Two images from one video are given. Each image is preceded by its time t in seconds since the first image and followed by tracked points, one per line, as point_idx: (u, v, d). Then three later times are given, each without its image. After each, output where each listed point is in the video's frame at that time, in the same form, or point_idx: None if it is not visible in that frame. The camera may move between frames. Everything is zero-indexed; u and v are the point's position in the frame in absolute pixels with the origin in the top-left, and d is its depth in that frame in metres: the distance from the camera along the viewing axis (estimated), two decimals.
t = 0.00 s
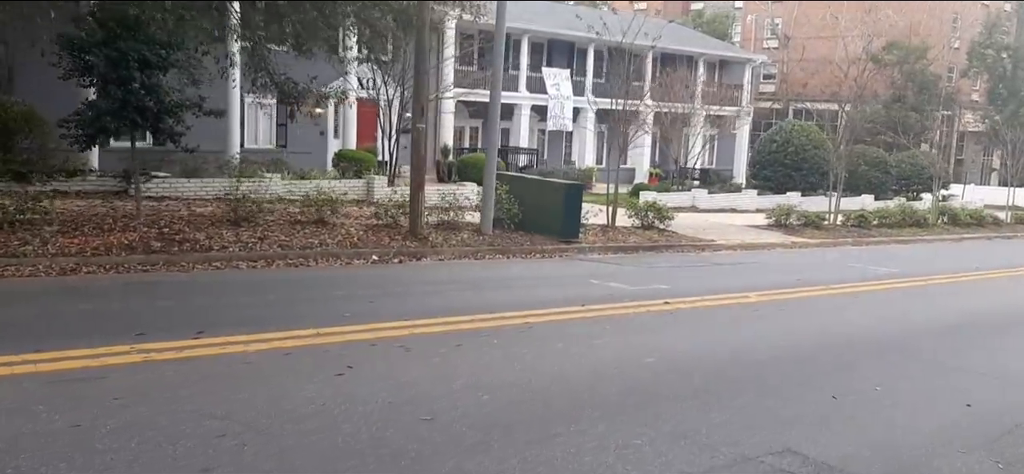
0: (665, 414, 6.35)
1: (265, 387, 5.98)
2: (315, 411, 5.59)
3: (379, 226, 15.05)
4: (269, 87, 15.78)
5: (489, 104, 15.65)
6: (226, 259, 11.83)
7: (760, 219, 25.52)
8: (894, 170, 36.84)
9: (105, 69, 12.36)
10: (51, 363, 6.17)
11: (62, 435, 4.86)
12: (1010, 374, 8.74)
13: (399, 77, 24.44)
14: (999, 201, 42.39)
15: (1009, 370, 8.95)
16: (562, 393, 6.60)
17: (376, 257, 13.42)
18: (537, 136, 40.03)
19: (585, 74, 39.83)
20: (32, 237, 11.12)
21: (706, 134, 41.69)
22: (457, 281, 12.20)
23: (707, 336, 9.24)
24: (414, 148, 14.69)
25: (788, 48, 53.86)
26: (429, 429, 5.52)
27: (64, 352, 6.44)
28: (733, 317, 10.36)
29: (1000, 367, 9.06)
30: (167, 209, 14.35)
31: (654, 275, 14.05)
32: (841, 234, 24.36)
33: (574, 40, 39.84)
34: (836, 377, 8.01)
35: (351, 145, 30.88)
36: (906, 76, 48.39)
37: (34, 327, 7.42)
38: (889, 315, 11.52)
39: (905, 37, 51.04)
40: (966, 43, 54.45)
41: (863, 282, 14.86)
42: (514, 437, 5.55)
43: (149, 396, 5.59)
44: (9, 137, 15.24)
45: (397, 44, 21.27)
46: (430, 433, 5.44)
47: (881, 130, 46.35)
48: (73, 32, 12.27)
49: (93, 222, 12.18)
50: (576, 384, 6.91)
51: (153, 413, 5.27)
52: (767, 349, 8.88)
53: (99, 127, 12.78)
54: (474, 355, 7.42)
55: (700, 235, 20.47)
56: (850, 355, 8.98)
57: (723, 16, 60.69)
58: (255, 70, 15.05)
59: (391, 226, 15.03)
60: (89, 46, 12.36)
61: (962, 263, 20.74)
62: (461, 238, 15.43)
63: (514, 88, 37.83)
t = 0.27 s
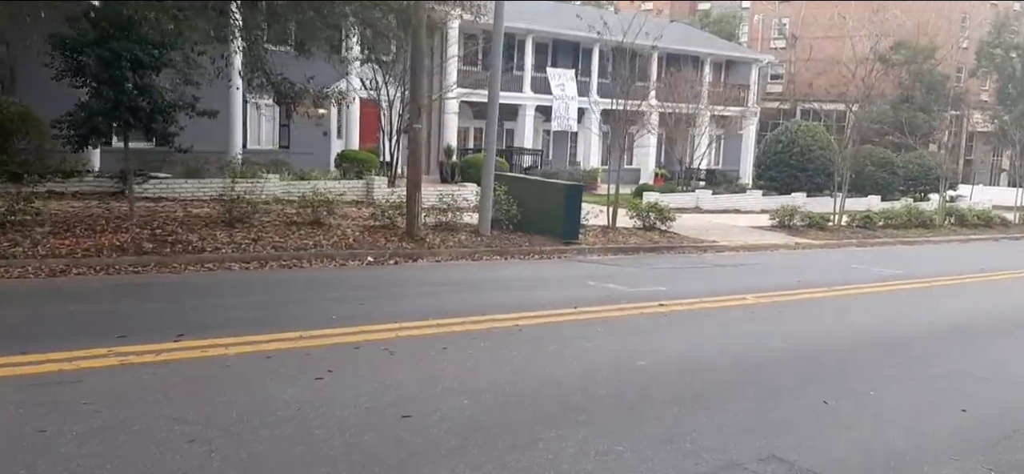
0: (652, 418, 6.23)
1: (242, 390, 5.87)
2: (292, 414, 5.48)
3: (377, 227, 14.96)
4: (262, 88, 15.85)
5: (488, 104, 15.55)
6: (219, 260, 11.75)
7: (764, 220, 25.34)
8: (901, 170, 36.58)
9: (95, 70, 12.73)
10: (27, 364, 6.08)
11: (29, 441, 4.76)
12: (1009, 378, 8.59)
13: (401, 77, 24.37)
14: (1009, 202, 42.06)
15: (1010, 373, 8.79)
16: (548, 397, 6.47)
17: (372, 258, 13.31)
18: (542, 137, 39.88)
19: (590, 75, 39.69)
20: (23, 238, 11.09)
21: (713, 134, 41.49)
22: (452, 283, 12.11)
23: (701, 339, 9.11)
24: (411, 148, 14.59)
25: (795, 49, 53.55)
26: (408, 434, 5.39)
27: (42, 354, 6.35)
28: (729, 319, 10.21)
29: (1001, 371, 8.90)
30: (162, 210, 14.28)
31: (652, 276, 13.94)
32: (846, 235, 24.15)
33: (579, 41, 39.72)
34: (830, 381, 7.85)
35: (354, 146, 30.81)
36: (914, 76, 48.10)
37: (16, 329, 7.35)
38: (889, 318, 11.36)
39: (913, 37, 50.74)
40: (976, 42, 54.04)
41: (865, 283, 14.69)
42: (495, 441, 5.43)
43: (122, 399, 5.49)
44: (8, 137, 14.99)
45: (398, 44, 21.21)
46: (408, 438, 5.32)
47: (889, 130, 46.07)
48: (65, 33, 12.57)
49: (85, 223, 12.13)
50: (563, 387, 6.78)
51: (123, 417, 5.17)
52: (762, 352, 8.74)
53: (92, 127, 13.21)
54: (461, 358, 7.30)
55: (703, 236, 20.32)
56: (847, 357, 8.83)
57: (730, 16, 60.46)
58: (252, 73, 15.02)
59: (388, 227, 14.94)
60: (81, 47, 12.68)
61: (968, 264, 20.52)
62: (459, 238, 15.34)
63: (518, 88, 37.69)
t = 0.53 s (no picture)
0: (629, 421, 6.15)
1: (212, 392, 5.82)
2: (259, 417, 5.43)
3: (371, 227, 14.89)
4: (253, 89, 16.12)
5: (483, 104, 15.48)
6: (208, 260, 11.69)
7: (765, 221, 25.23)
8: (906, 171, 36.38)
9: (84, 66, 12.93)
10: None
11: None
12: (1001, 381, 8.47)
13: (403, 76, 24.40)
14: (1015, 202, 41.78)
15: (1002, 377, 8.67)
16: (524, 400, 6.39)
17: (364, 258, 13.23)
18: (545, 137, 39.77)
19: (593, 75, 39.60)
20: (11, 237, 11.07)
21: (716, 135, 41.35)
22: (443, 284, 12.05)
23: (688, 341, 9.02)
24: (405, 148, 14.52)
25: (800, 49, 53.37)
26: (374, 437, 5.32)
27: (14, 355, 6.33)
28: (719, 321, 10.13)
29: (993, 375, 8.79)
30: (154, 209, 14.24)
31: (647, 277, 13.86)
32: (848, 235, 23.98)
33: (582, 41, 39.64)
34: (816, 384, 7.75)
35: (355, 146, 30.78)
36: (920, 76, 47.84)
37: None
38: (883, 321, 11.24)
39: (919, 36, 50.48)
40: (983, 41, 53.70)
41: (863, 285, 14.57)
42: (464, 445, 5.36)
43: (88, 401, 5.45)
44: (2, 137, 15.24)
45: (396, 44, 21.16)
46: (375, 441, 5.25)
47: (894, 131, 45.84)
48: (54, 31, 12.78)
49: (74, 222, 12.11)
50: (541, 389, 6.71)
51: (86, 420, 5.13)
52: (749, 354, 8.65)
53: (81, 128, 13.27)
54: (440, 359, 7.24)
55: (702, 236, 20.21)
56: (835, 360, 8.73)
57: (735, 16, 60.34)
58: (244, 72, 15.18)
59: (382, 227, 14.87)
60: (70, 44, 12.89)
61: (970, 265, 20.34)
62: (454, 238, 15.26)
63: (521, 88, 37.61)
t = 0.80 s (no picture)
0: (607, 426, 6.02)
1: (181, 395, 5.72)
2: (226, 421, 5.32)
3: (363, 228, 14.80)
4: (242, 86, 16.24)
5: (477, 103, 15.40)
6: (196, 261, 11.62)
7: (764, 221, 25.11)
8: (908, 171, 36.20)
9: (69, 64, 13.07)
10: None
11: None
12: (993, 386, 8.33)
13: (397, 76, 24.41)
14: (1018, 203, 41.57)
15: (995, 382, 8.53)
16: (502, 404, 6.27)
17: (356, 259, 13.14)
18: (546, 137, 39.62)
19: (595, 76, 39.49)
20: None
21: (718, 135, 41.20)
22: (433, 285, 11.95)
23: (674, 345, 8.93)
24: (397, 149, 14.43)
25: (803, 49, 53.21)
26: (341, 441, 5.22)
27: None
28: (708, 325, 10.05)
29: (985, 379, 8.65)
30: (145, 211, 14.18)
31: (641, 278, 13.75)
32: (848, 236, 23.80)
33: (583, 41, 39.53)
34: (803, 388, 7.62)
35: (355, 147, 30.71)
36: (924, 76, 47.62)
37: None
38: (876, 324, 11.12)
39: (922, 36, 50.28)
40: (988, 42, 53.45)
41: (858, 286, 14.44)
42: (435, 450, 5.24)
43: (53, 405, 5.36)
44: None
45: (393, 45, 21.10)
46: (343, 447, 5.14)
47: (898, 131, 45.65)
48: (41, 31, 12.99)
49: (62, 223, 12.05)
50: (520, 392, 6.61)
51: (48, 424, 5.04)
52: (735, 359, 8.57)
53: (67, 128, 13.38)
54: (419, 361, 7.14)
55: (700, 237, 20.09)
56: (824, 366, 8.64)
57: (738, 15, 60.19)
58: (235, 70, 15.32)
59: (374, 228, 14.78)
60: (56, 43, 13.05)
61: (971, 265, 20.16)
62: (447, 239, 15.16)
63: (522, 88, 37.49)
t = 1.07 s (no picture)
0: (588, 428, 5.96)
1: (156, 398, 5.69)
2: (200, 424, 5.28)
3: (357, 228, 14.75)
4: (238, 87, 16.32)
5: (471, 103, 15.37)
6: (186, 261, 11.58)
7: (763, 221, 25.03)
8: (909, 171, 36.07)
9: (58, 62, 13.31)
10: None
11: None
12: (985, 387, 8.25)
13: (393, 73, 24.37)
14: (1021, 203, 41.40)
15: (986, 383, 8.45)
16: (483, 404, 6.21)
17: (348, 259, 13.08)
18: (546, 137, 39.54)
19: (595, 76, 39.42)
20: None
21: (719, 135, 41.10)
22: (424, 285, 11.90)
23: (663, 346, 8.87)
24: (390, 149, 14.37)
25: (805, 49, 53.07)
26: (316, 444, 5.15)
27: None
28: (699, 327, 9.98)
29: (978, 381, 8.57)
30: (138, 211, 14.14)
31: (635, 279, 13.69)
32: (847, 236, 23.70)
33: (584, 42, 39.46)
34: (790, 390, 7.55)
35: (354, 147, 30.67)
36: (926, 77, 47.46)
37: None
38: (869, 325, 11.06)
39: (925, 36, 50.12)
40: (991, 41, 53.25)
41: (854, 286, 14.37)
42: (411, 453, 5.18)
43: (25, 408, 5.33)
44: None
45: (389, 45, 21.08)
46: (317, 449, 5.09)
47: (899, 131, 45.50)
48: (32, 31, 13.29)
49: (52, 224, 12.02)
50: (503, 392, 6.55)
51: (18, 428, 5.01)
52: (724, 360, 8.52)
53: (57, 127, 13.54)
54: (402, 362, 7.08)
55: (698, 237, 20.02)
56: (814, 367, 8.57)
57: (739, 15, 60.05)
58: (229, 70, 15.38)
59: (368, 228, 14.73)
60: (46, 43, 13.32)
61: (970, 266, 20.06)
62: (442, 240, 15.10)
63: (521, 88, 37.42)
